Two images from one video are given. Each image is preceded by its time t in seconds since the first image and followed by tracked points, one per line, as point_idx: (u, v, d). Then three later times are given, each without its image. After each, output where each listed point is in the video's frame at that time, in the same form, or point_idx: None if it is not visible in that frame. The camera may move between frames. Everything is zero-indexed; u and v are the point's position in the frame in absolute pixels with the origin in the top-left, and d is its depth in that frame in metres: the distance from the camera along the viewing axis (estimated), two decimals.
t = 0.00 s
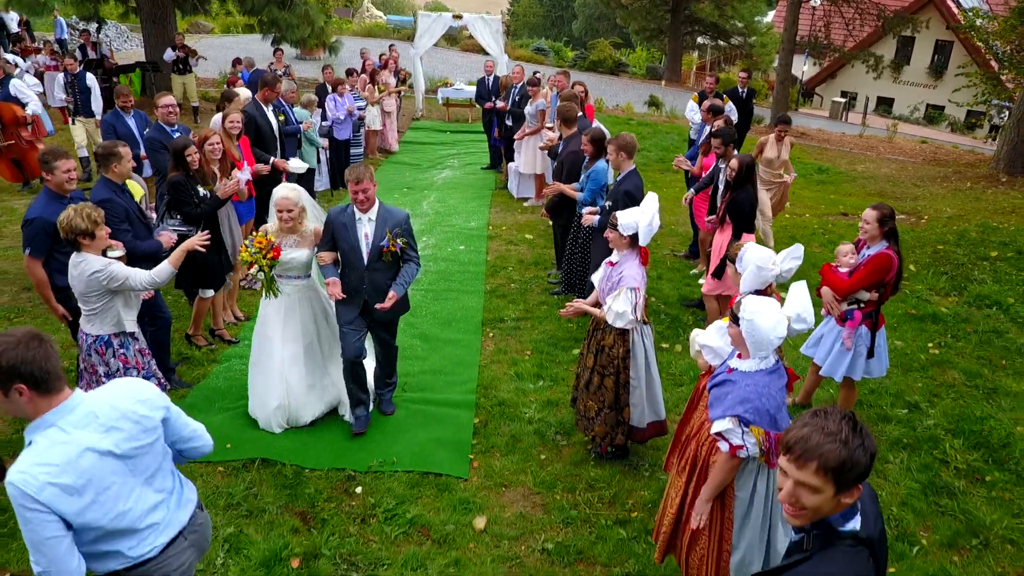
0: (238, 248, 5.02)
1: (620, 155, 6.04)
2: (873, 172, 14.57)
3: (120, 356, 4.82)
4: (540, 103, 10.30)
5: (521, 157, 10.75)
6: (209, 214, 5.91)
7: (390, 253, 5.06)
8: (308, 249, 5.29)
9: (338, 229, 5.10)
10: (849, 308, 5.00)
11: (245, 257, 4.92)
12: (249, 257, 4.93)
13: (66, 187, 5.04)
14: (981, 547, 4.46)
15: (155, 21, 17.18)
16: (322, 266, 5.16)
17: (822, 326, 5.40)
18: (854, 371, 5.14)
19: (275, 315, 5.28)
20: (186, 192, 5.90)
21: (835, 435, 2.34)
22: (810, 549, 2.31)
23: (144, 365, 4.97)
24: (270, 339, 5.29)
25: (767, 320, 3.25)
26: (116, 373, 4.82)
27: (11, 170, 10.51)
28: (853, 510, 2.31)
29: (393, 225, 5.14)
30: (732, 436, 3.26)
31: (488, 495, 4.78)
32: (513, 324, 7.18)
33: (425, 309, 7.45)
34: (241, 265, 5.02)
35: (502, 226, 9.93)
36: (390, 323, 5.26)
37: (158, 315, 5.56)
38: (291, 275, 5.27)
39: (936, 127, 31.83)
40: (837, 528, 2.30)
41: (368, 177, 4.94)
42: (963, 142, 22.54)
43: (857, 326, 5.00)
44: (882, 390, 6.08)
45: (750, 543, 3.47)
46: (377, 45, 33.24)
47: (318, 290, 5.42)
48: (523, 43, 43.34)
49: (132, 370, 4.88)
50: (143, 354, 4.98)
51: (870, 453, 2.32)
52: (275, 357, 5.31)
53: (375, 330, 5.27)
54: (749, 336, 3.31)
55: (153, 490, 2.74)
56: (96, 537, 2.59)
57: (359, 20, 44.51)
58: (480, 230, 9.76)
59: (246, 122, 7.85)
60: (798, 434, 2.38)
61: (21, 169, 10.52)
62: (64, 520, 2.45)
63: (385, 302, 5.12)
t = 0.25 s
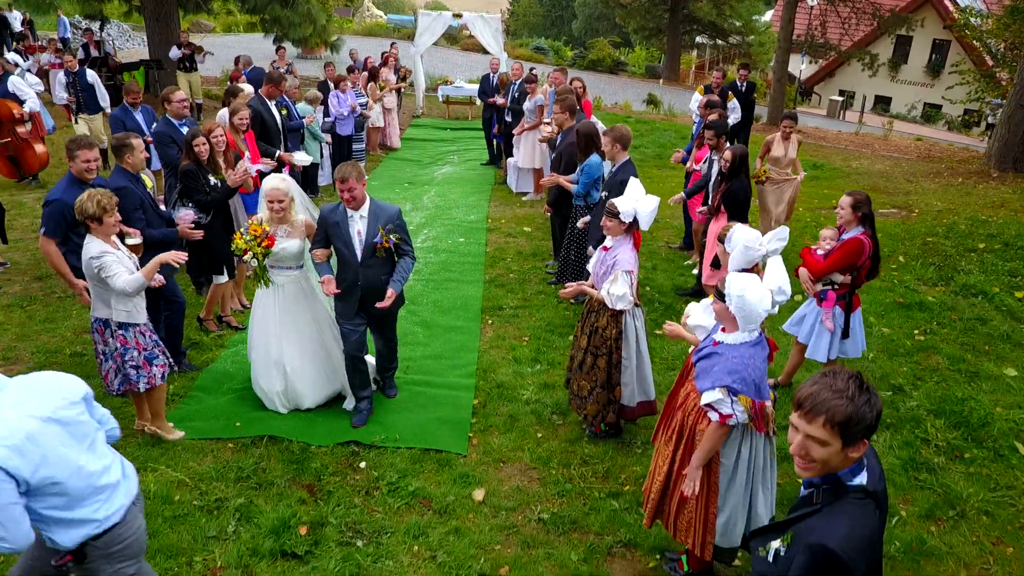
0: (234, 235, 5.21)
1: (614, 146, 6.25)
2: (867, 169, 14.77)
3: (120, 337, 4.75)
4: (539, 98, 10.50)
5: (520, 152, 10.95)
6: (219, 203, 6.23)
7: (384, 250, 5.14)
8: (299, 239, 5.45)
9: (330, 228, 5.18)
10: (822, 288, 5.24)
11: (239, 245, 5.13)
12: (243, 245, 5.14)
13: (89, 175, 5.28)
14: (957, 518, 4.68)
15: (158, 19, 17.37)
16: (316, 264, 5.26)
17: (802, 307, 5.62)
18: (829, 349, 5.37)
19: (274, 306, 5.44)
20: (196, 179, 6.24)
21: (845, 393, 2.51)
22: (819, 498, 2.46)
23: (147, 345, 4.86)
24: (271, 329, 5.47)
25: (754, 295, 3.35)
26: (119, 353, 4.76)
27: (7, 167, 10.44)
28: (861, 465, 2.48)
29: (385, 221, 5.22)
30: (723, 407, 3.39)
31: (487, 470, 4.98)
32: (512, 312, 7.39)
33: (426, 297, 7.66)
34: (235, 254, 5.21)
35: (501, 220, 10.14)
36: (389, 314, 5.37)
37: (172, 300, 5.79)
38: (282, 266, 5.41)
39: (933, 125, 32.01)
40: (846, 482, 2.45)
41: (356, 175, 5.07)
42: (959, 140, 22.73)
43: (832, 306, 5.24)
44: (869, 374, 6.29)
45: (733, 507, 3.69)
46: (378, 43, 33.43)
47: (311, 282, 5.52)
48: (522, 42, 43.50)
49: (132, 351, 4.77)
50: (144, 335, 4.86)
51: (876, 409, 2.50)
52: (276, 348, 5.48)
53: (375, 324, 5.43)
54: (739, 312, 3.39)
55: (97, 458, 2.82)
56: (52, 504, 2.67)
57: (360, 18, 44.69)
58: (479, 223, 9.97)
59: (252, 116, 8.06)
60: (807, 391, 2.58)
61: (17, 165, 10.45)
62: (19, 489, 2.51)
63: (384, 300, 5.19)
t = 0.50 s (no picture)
0: (232, 226, 5.42)
1: (609, 138, 6.46)
2: (862, 165, 14.96)
3: (116, 320, 4.88)
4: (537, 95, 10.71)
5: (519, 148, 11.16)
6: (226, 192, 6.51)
7: (379, 235, 5.23)
8: (298, 226, 5.62)
9: (326, 216, 5.29)
10: (788, 268, 5.47)
11: (236, 237, 5.31)
12: (239, 237, 5.32)
13: (106, 164, 5.49)
14: (935, 491, 4.89)
15: (162, 18, 17.58)
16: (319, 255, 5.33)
17: (781, 286, 5.90)
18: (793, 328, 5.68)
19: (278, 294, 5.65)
20: (205, 170, 6.49)
21: (859, 357, 2.66)
22: (837, 462, 2.63)
23: (143, 330, 5.00)
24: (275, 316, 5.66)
25: (742, 272, 3.53)
26: (114, 335, 4.90)
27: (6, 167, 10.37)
28: (875, 431, 2.65)
29: (379, 207, 5.31)
30: (709, 376, 3.58)
31: (485, 447, 5.20)
32: (510, 301, 7.60)
33: (426, 287, 7.87)
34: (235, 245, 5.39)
35: (499, 213, 10.34)
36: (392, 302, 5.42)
37: (180, 286, 6.01)
38: (281, 253, 5.61)
39: (930, 124, 32.18)
40: (860, 447, 2.62)
41: (345, 163, 5.11)
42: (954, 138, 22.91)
43: (796, 287, 5.52)
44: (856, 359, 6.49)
45: (718, 472, 3.90)
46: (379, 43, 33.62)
47: (311, 267, 5.70)
48: (522, 42, 43.68)
49: (127, 334, 4.91)
50: (143, 321, 5.00)
51: (889, 378, 2.60)
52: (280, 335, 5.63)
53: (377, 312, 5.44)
54: (726, 289, 3.57)
55: (14, 401, 2.88)
56: None
57: (360, 18, 44.90)
58: (479, 217, 10.18)
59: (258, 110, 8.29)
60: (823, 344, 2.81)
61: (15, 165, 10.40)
62: None
63: (383, 285, 5.29)
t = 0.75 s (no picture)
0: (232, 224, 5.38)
1: (603, 130, 6.66)
2: (856, 161, 15.17)
3: (106, 301, 5.07)
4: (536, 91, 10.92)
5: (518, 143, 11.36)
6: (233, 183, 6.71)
7: (382, 231, 5.20)
8: (302, 226, 5.52)
9: (330, 211, 5.29)
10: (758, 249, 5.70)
11: (236, 235, 5.28)
12: (240, 234, 5.29)
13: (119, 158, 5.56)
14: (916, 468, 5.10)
15: (165, 16, 17.77)
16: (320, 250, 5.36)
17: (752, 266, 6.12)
18: (758, 303, 5.83)
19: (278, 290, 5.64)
20: (211, 161, 6.69)
21: (872, 314, 2.78)
22: (854, 416, 2.79)
23: (131, 314, 5.16)
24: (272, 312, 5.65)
25: (727, 251, 3.74)
26: (103, 316, 5.10)
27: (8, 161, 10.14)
28: (892, 387, 2.78)
29: (383, 203, 5.28)
30: (694, 348, 3.79)
31: (483, 425, 5.40)
32: (509, 290, 7.80)
33: (427, 276, 8.07)
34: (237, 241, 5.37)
35: (498, 207, 10.55)
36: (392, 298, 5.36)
37: (186, 272, 6.22)
38: (286, 253, 5.53)
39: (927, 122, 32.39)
40: (876, 401, 2.76)
41: (351, 157, 5.10)
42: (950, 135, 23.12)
43: (765, 266, 5.72)
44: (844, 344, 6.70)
45: (706, 441, 4.10)
46: (379, 41, 33.80)
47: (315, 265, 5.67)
48: (522, 41, 43.87)
49: (116, 316, 5.10)
50: (132, 304, 5.17)
51: (903, 336, 2.70)
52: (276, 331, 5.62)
53: (377, 306, 5.35)
54: (712, 267, 3.78)
55: None
56: None
57: (361, 17, 45.09)
58: (478, 210, 10.38)
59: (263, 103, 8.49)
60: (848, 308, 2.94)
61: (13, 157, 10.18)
62: None
63: (385, 281, 5.29)
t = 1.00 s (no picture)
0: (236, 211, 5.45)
1: (599, 121, 6.86)
2: (851, 158, 15.36)
3: (104, 283, 5.26)
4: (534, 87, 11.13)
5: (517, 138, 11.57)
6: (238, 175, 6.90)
7: (388, 227, 5.32)
8: (307, 217, 5.66)
9: (336, 206, 5.36)
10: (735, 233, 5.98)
11: (240, 221, 5.37)
12: (242, 220, 5.36)
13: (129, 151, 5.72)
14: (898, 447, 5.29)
15: (169, 15, 17.98)
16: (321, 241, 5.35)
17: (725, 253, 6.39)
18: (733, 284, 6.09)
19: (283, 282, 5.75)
20: (217, 153, 6.87)
21: (890, 293, 2.76)
22: (861, 390, 2.81)
23: (129, 297, 5.38)
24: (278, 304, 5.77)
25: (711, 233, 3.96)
26: (99, 297, 5.28)
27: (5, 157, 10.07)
28: (903, 363, 2.76)
29: (389, 199, 5.40)
30: (682, 326, 4.01)
31: (482, 407, 5.60)
32: (507, 280, 8.01)
33: (427, 267, 8.27)
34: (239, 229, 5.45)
35: (497, 201, 10.75)
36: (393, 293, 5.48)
37: (194, 261, 6.43)
38: (291, 243, 5.65)
39: (924, 121, 32.61)
40: (884, 377, 2.77)
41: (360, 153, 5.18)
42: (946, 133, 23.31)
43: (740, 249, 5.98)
44: (832, 331, 6.89)
45: (696, 416, 4.31)
46: (380, 41, 34.01)
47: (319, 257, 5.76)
48: (522, 40, 44.09)
49: (113, 298, 5.30)
50: (129, 288, 5.37)
51: (918, 315, 2.69)
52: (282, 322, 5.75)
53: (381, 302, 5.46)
54: (699, 247, 4.00)
55: None
56: None
57: (362, 17, 45.30)
58: (477, 204, 10.58)
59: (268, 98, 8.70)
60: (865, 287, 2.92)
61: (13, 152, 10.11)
62: None
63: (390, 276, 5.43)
